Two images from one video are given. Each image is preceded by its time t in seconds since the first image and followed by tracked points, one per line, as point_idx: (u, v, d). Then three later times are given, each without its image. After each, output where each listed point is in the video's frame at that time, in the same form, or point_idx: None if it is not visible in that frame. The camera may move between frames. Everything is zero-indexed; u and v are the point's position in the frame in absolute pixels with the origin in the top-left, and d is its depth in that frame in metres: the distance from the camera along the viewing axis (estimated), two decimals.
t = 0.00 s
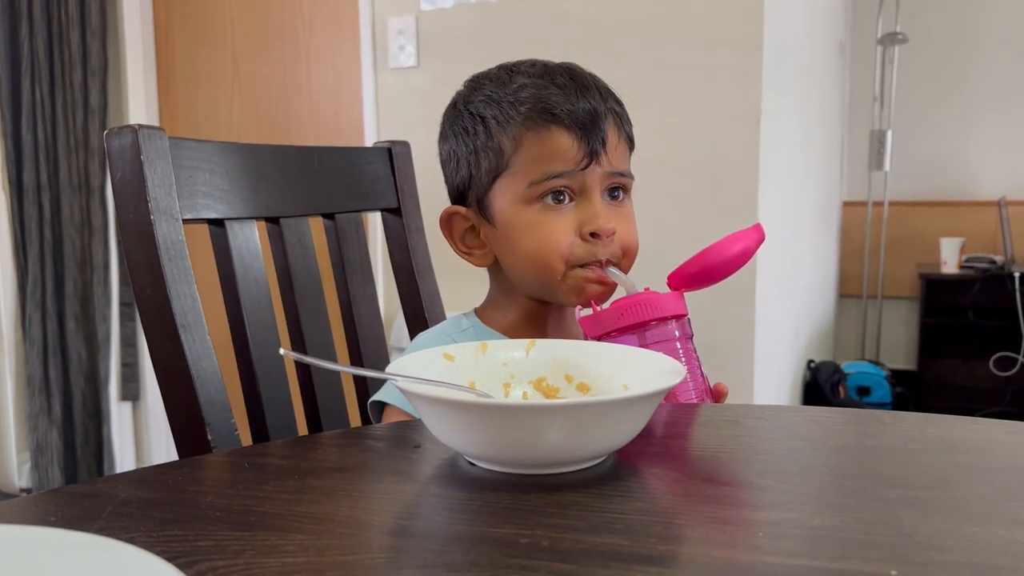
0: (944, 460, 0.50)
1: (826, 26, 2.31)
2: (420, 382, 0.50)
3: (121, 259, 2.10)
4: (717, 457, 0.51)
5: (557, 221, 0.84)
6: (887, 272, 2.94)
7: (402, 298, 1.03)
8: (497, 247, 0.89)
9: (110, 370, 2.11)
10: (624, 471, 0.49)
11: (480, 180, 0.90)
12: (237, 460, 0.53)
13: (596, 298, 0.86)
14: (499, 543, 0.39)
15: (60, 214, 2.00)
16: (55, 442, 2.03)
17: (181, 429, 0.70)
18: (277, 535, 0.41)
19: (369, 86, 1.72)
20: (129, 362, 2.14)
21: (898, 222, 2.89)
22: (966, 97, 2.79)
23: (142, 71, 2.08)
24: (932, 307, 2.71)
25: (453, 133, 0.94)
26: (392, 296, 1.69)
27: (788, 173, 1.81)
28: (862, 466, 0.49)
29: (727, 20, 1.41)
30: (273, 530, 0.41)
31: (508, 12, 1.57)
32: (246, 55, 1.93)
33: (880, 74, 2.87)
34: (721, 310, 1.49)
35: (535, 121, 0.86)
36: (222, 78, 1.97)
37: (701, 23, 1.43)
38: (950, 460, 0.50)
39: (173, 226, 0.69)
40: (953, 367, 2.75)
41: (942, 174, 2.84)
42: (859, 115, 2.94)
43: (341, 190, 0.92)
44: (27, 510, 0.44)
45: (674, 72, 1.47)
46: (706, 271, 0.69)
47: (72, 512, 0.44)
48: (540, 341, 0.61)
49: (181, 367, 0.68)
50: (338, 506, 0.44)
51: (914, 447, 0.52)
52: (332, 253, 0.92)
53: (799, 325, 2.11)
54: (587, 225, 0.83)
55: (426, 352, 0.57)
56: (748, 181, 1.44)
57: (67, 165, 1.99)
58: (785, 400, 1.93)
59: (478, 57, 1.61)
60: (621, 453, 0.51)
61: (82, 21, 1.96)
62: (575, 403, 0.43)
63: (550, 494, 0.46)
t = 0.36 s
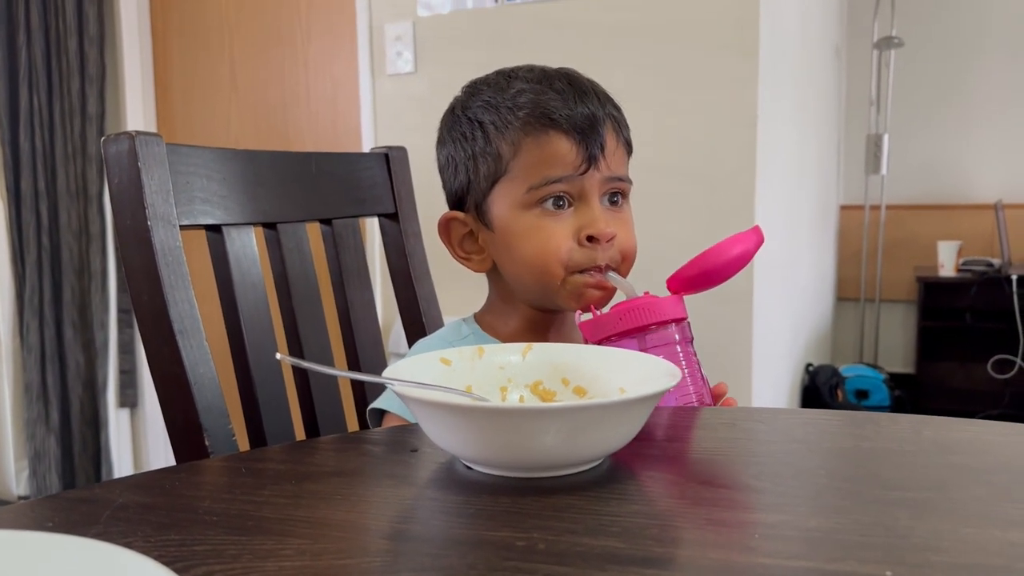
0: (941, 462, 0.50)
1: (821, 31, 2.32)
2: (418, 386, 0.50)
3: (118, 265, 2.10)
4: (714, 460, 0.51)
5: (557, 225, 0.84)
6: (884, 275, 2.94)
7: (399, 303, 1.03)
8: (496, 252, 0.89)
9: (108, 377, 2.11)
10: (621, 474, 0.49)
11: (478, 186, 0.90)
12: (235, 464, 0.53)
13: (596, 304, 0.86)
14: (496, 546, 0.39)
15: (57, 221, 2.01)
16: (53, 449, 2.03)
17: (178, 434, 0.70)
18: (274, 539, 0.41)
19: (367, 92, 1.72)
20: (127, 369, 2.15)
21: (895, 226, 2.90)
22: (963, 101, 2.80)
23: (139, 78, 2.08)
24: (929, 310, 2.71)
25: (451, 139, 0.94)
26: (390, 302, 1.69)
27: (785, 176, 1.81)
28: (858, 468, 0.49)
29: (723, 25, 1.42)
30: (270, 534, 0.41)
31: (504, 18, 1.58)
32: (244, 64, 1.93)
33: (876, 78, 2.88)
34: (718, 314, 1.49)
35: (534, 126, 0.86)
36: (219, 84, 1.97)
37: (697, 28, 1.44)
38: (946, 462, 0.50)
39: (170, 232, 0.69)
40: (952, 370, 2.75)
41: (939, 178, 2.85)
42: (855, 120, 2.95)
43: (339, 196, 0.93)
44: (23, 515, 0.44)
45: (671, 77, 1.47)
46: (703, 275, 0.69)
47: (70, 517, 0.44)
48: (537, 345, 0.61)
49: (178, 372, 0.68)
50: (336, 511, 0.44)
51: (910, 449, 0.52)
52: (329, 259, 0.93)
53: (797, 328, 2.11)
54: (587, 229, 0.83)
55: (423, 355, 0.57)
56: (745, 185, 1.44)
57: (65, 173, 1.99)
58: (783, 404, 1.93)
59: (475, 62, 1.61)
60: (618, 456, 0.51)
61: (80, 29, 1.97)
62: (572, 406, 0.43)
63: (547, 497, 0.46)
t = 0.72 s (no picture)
0: (933, 462, 0.50)
1: (817, 35, 2.33)
2: (411, 389, 0.50)
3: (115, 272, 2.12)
4: (708, 462, 0.51)
5: (550, 227, 0.84)
6: (880, 278, 2.95)
7: (396, 308, 1.04)
8: (490, 256, 0.90)
9: (105, 383, 2.10)
10: (615, 476, 0.49)
11: (471, 190, 0.90)
12: (231, 469, 0.53)
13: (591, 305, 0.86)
14: (489, 547, 0.39)
15: (54, 228, 2.01)
16: (51, 456, 2.02)
17: (175, 439, 0.70)
18: (269, 542, 0.41)
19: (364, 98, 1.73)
20: (124, 375, 2.15)
21: (892, 228, 2.91)
22: (959, 104, 2.81)
23: (136, 84, 2.09)
24: (927, 312, 2.72)
25: (443, 145, 0.95)
26: (387, 307, 1.70)
27: (781, 180, 1.82)
28: (852, 469, 0.49)
29: (718, 29, 1.42)
30: (266, 537, 0.41)
31: (500, 23, 1.59)
32: (241, 70, 1.94)
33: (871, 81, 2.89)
34: (714, 317, 1.49)
35: (525, 129, 0.86)
36: (216, 90, 1.98)
37: (691, 33, 1.44)
38: (939, 463, 0.50)
39: (166, 238, 0.70)
40: (949, 372, 2.76)
41: (935, 181, 2.86)
42: (851, 123, 2.96)
43: (335, 201, 0.93)
44: (20, 520, 0.44)
45: (666, 81, 1.48)
46: (695, 276, 0.70)
47: (66, 522, 0.44)
48: (532, 348, 0.62)
49: (174, 377, 0.68)
50: (331, 514, 0.44)
51: (903, 450, 0.52)
52: (325, 264, 0.93)
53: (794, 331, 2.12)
54: (580, 230, 0.83)
55: (418, 359, 0.57)
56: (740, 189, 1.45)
57: (62, 179, 1.99)
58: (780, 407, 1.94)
59: (472, 67, 1.62)
60: (612, 458, 0.52)
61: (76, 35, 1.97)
62: (563, 407, 0.44)
63: (541, 499, 0.46)
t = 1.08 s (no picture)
0: (933, 465, 0.50)
1: (813, 39, 2.34)
2: (409, 395, 0.50)
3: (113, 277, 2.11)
4: (706, 465, 0.51)
5: (546, 233, 0.85)
6: (878, 281, 2.95)
7: (394, 312, 1.04)
8: (485, 262, 0.90)
9: (104, 390, 2.10)
10: (613, 480, 0.49)
11: (466, 195, 0.90)
12: (228, 475, 0.53)
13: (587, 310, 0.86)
14: (488, 552, 0.39)
15: (52, 234, 2.00)
16: (49, 463, 2.02)
17: (173, 444, 0.70)
18: (268, 547, 0.41)
19: (361, 104, 1.73)
20: (122, 382, 2.15)
21: (890, 231, 2.91)
22: (956, 107, 2.82)
23: (134, 91, 2.09)
24: (925, 315, 2.72)
25: (437, 150, 0.95)
26: (385, 312, 1.70)
27: (778, 183, 1.82)
28: (851, 472, 0.49)
29: (715, 33, 1.43)
30: (265, 543, 0.41)
31: (497, 28, 1.59)
32: (238, 77, 1.94)
33: (868, 85, 2.90)
34: (713, 320, 1.50)
35: (521, 134, 0.86)
36: (214, 96, 1.98)
37: (687, 37, 1.45)
38: (938, 465, 0.50)
39: (164, 244, 0.70)
40: (948, 375, 2.76)
41: (932, 184, 2.87)
42: (848, 126, 2.97)
43: (333, 206, 0.93)
44: (18, 527, 0.44)
45: (663, 85, 1.48)
46: (693, 283, 0.70)
47: (64, 529, 0.44)
48: (530, 353, 0.62)
49: (172, 383, 0.68)
50: (329, 519, 0.44)
51: (902, 452, 0.52)
52: (323, 269, 0.93)
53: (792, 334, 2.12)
54: (577, 236, 0.84)
55: (416, 364, 0.57)
56: (738, 192, 1.45)
57: (60, 186, 1.99)
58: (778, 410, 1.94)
59: (469, 72, 1.62)
60: (610, 461, 0.52)
61: (74, 41, 1.98)
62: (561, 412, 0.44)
63: (540, 504, 0.46)
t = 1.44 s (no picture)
0: (932, 466, 0.50)
1: (811, 42, 2.34)
2: (408, 396, 0.50)
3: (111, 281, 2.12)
4: (705, 467, 0.51)
5: (548, 240, 0.85)
6: (877, 284, 2.95)
7: (392, 315, 1.04)
8: (485, 266, 0.90)
9: (102, 395, 2.12)
10: (612, 482, 0.49)
11: (467, 199, 0.90)
12: (227, 478, 0.53)
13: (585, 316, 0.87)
14: (487, 555, 0.39)
15: (49, 239, 2.00)
16: (47, 468, 2.01)
17: (171, 447, 0.70)
18: (267, 550, 0.41)
19: (360, 108, 1.73)
20: (121, 386, 2.14)
21: (888, 233, 2.92)
22: (953, 109, 2.82)
23: (132, 96, 2.09)
24: (923, 317, 2.72)
25: (438, 151, 0.94)
26: (383, 315, 1.70)
27: (777, 184, 1.82)
28: (850, 473, 0.49)
29: (712, 35, 1.43)
30: (263, 545, 0.41)
31: (495, 31, 1.59)
32: (236, 81, 1.94)
33: (865, 87, 2.90)
34: (711, 322, 1.49)
35: (524, 139, 0.86)
36: (212, 100, 1.98)
37: (685, 39, 1.45)
38: (937, 466, 0.50)
39: (161, 247, 0.70)
40: (946, 377, 2.77)
41: (930, 186, 2.87)
42: (845, 129, 2.98)
43: (331, 209, 0.93)
44: (15, 532, 0.44)
45: (661, 88, 1.48)
46: (693, 289, 0.70)
47: (62, 532, 0.44)
48: (529, 355, 0.62)
49: (170, 387, 0.68)
50: (328, 522, 0.44)
51: (902, 453, 0.52)
52: (322, 272, 0.93)
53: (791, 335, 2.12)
54: (578, 244, 0.84)
55: (415, 367, 0.57)
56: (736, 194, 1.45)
57: (58, 190, 1.99)
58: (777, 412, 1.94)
59: (467, 76, 1.62)
60: (609, 463, 0.52)
61: (73, 46, 1.98)
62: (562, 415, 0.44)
63: (538, 506, 0.46)
